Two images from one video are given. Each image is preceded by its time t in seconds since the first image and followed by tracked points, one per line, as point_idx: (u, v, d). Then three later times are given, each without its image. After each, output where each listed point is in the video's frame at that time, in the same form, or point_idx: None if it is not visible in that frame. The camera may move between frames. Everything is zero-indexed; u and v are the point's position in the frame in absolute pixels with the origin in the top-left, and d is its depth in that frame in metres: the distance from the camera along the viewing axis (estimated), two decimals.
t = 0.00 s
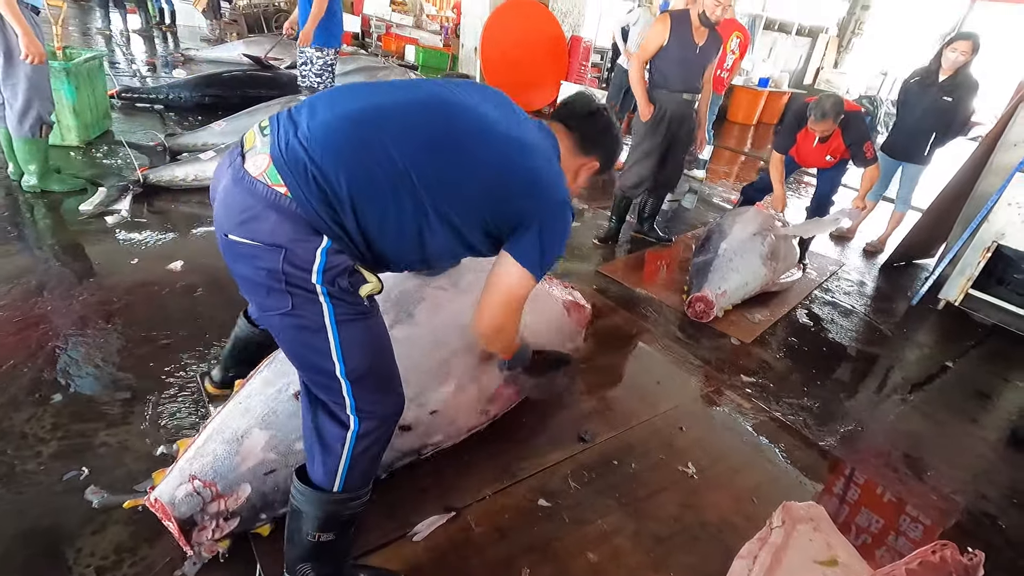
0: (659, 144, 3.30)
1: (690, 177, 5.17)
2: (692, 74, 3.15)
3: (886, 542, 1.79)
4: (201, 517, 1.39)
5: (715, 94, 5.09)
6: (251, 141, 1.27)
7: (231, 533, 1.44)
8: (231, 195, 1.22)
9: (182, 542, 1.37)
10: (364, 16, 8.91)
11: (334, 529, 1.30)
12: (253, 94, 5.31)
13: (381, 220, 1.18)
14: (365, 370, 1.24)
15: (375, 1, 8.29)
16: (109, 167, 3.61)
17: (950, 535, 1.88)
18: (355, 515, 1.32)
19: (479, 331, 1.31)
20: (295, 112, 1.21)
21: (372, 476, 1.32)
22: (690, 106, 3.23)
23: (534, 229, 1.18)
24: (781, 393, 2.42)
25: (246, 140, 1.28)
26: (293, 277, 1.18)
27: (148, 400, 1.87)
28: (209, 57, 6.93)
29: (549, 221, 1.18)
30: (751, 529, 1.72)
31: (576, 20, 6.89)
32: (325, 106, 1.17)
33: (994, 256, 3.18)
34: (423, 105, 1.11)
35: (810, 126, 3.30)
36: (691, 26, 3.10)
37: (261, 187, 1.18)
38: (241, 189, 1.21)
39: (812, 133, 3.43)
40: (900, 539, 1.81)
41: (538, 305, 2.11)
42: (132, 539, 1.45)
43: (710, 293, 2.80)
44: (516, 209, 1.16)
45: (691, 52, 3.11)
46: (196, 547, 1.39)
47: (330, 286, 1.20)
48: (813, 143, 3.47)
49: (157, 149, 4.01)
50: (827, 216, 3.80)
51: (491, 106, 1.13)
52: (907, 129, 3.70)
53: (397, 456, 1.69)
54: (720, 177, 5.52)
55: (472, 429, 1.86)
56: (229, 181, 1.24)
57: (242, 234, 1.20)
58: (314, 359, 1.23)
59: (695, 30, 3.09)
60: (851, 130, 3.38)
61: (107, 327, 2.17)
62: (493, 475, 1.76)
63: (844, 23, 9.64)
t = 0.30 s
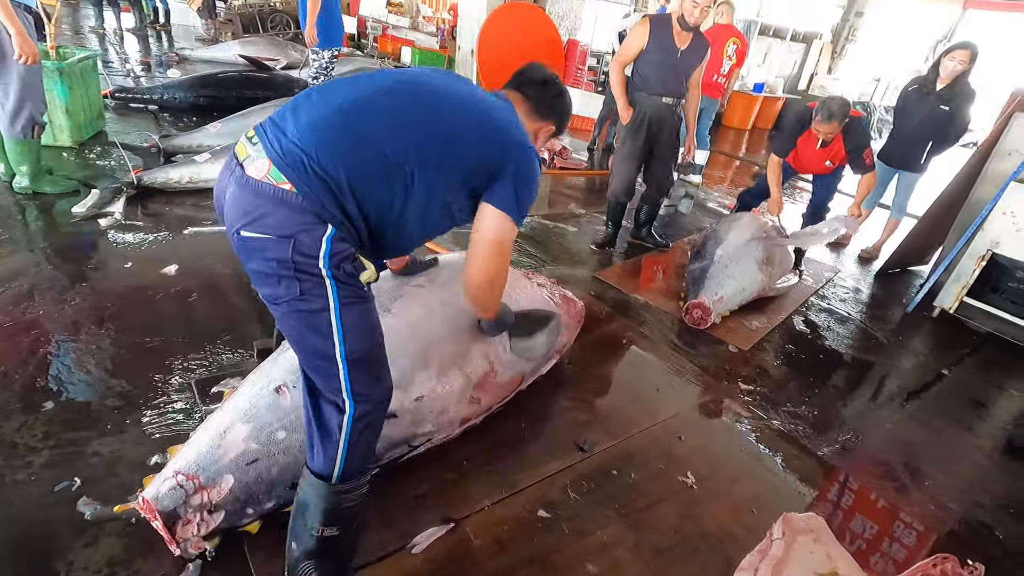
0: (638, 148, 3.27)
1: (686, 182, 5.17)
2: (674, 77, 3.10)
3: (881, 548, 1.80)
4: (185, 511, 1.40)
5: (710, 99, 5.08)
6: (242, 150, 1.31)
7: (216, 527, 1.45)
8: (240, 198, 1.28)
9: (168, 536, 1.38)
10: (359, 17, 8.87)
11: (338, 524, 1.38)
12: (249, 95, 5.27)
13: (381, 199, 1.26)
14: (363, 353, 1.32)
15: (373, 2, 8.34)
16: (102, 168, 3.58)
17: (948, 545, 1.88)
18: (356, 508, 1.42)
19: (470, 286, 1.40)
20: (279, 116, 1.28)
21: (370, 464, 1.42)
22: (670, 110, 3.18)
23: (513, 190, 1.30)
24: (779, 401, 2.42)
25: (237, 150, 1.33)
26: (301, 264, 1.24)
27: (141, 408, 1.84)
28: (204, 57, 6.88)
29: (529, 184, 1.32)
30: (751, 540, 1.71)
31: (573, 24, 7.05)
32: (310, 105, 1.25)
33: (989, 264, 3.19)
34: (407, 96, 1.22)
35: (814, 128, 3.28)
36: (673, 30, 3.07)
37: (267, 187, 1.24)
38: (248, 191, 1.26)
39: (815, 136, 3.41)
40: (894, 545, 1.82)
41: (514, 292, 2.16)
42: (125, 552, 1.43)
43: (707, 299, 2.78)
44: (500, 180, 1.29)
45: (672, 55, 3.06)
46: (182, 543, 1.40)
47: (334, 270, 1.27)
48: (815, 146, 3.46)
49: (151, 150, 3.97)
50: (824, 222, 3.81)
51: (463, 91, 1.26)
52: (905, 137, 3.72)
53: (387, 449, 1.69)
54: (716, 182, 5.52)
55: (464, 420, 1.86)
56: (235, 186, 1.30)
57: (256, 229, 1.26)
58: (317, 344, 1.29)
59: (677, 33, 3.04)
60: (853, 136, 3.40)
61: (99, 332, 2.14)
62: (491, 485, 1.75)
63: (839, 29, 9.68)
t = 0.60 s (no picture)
0: (636, 154, 3.20)
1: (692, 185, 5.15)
2: (671, 81, 3.04)
3: (889, 555, 1.81)
4: (195, 515, 1.39)
5: (716, 103, 5.03)
6: (246, 135, 1.38)
7: (226, 532, 1.44)
8: (246, 182, 1.33)
9: (179, 540, 1.38)
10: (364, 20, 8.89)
11: (390, 456, 1.50)
12: (255, 99, 5.27)
13: (383, 172, 1.35)
14: (384, 317, 1.40)
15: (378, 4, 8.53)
16: (111, 174, 3.58)
17: (964, 555, 1.86)
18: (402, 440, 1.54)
19: (478, 258, 1.60)
20: (278, 103, 1.36)
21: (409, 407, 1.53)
22: (668, 114, 3.10)
23: (507, 162, 1.44)
24: (791, 409, 2.40)
25: (241, 135, 1.39)
26: (315, 242, 1.31)
27: (154, 418, 1.84)
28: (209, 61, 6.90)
29: (519, 158, 1.47)
30: (766, 552, 1.71)
31: (578, 26, 6.95)
32: (309, 89, 1.33)
33: (1000, 270, 3.19)
34: (408, 80, 1.33)
35: (829, 138, 3.27)
36: (671, 34, 3.02)
37: (276, 167, 1.30)
38: (257, 175, 1.32)
39: (829, 144, 3.40)
40: (903, 551, 1.82)
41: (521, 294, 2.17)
42: (141, 564, 1.43)
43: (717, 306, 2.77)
44: (494, 151, 1.43)
45: (670, 59, 3.01)
46: (194, 546, 1.41)
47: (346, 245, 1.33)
48: (829, 155, 3.46)
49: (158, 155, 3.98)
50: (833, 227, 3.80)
51: (455, 78, 1.40)
52: (914, 142, 3.71)
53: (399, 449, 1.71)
54: (722, 185, 5.49)
55: (473, 421, 1.87)
56: (241, 172, 1.35)
57: (265, 213, 1.31)
58: (339, 314, 1.36)
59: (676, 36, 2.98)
60: (866, 144, 3.39)
61: (110, 341, 2.14)
62: (505, 495, 1.74)
63: (843, 31, 9.66)
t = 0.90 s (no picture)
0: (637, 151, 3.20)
1: (696, 179, 5.14)
2: (671, 77, 3.02)
3: (900, 545, 1.82)
4: (214, 517, 1.40)
5: (720, 96, 5.01)
6: (255, 158, 1.38)
7: (244, 532, 1.45)
8: (265, 201, 1.32)
9: (199, 542, 1.39)
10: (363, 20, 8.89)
11: (405, 463, 1.53)
12: (258, 102, 5.25)
13: (395, 181, 1.38)
14: (404, 325, 1.42)
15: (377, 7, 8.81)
16: (119, 181, 3.61)
17: (977, 547, 1.87)
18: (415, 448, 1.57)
19: (484, 257, 1.57)
20: (287, 123, 1.38)
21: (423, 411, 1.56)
22: (669, 112, 3.09)
23: (509, 161, 1.46)
24: (802, 404, 2.41)
25: (250, 159, 1.39)
26: (340, 255, 1.32)
27: (170, 424, 1.86)
28: (211, 63, 6.93)
29: (519, 157, 1.50)
30: (780, 547, 1.72)
31: (579, 22, 7.06)
32: (317, 108, 1.37)
33: (1009, 260, 3.20)
34: (407, 90, 1.38)
35: (835, 135, 3.30)
36: (673, 30, 2.98)
37: (295, 183, 1.30)
38: (277, 193, 1.31)
39: (835, 141, 3.40)
40: (913, 542, 1.84)
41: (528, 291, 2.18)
42: (164, 570, 1.45)
43: (725, 302, 2.77)
44: (496, 152, 1.45)
45: (672, 56, 2.97)
46: (213, 547, 1.41)
47: (370, 256, 1.35)
48: (836, 151, 3.44)
49: (165, 160, 4.01)
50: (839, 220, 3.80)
51: (451, 88, 1.45)
52: (920, 133, 3.69)
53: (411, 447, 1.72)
54: (726, 178, 5.48)
55: (483, 418, 1.88)
56: (258, 191, 1.34)
57: (288, 228, 1.31)
58: (362, 324, 1.37)
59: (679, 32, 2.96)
60: (873, 139, 3.37)
61: (124, 348, 2.16)
62: (520, 495, 1.76)
63: (845, 19, 9.58)
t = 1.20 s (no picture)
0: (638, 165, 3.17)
1: (697, 189, 5.15)
2: (676, 92, 2.94)
3: (897, 559, 1.82)
4: (213, 523, 1.40)
5: (722, 107, 5.06)
6: (257, 159, 1.38)
7: (242, 538, 1.45)
8: (268, 200, 1.33)
9: (198, 548, 1.39)
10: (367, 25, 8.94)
11: (402, 470, 1.53)
12: (261, 105, 5.28)
13: (394, 184, 1.40)
14: (396, 326, 1.42)
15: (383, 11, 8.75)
16: (121, 182, 3.62)
17: (974, 562, 1.87)
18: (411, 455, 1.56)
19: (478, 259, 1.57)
20: (288, 128, 1.40)
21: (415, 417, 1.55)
22: (673, 127, 3.03)
23: (502, 167, 1.51)
24: (800, 416, 2.41)
25: (251, 160, 1.39)
26: (340, 254, 1.31)
27: (170, 428, 1.86)
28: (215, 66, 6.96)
29: (510, 166, 1.56)
30: (778, 561, 1.72)
31: (582, 30, 7.05)
32: (319, 116, 1.40)
33: (1008, 275, 3.21)
34: (404, 102, 1.44)
35: (833, 149, 3.31)
36: (682, 42, 2.91)
37: (299, 182, 1.30)
38: (280, 191, 1.32)
39: (834, 153, 3.40)
40: (911, 555, 1.84)
41: (526, 299, 2.18)
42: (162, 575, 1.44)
43: (725, 313, 2.77)
44: (490, 160, 1.49)
45: (680, 70, 2.90)
46: (211, 554, 1.41)
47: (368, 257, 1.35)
48: (834, 163, 3.45)
49: (168, 162, 4.02)
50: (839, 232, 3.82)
51: (444, 103, 1.51)
52: (919, 147, 3.71)
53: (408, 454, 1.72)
54: (726, 188, 5.49)
55: (482, 426, 1.87)
56: (261, 190, 1.34)
57: (289, 226, 1.31)
58: (357, 324, 1.37)
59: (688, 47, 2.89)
60: (872, 152, 3.38)
61: (124, 350, 2.16)
62: (518, 505, 1.76)
63: (847, 31, 9.63)
